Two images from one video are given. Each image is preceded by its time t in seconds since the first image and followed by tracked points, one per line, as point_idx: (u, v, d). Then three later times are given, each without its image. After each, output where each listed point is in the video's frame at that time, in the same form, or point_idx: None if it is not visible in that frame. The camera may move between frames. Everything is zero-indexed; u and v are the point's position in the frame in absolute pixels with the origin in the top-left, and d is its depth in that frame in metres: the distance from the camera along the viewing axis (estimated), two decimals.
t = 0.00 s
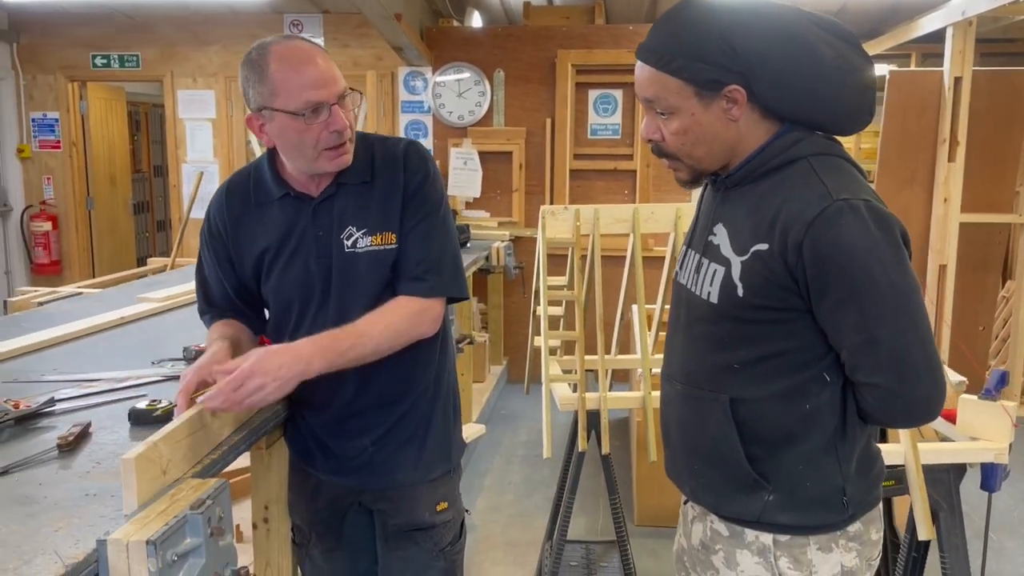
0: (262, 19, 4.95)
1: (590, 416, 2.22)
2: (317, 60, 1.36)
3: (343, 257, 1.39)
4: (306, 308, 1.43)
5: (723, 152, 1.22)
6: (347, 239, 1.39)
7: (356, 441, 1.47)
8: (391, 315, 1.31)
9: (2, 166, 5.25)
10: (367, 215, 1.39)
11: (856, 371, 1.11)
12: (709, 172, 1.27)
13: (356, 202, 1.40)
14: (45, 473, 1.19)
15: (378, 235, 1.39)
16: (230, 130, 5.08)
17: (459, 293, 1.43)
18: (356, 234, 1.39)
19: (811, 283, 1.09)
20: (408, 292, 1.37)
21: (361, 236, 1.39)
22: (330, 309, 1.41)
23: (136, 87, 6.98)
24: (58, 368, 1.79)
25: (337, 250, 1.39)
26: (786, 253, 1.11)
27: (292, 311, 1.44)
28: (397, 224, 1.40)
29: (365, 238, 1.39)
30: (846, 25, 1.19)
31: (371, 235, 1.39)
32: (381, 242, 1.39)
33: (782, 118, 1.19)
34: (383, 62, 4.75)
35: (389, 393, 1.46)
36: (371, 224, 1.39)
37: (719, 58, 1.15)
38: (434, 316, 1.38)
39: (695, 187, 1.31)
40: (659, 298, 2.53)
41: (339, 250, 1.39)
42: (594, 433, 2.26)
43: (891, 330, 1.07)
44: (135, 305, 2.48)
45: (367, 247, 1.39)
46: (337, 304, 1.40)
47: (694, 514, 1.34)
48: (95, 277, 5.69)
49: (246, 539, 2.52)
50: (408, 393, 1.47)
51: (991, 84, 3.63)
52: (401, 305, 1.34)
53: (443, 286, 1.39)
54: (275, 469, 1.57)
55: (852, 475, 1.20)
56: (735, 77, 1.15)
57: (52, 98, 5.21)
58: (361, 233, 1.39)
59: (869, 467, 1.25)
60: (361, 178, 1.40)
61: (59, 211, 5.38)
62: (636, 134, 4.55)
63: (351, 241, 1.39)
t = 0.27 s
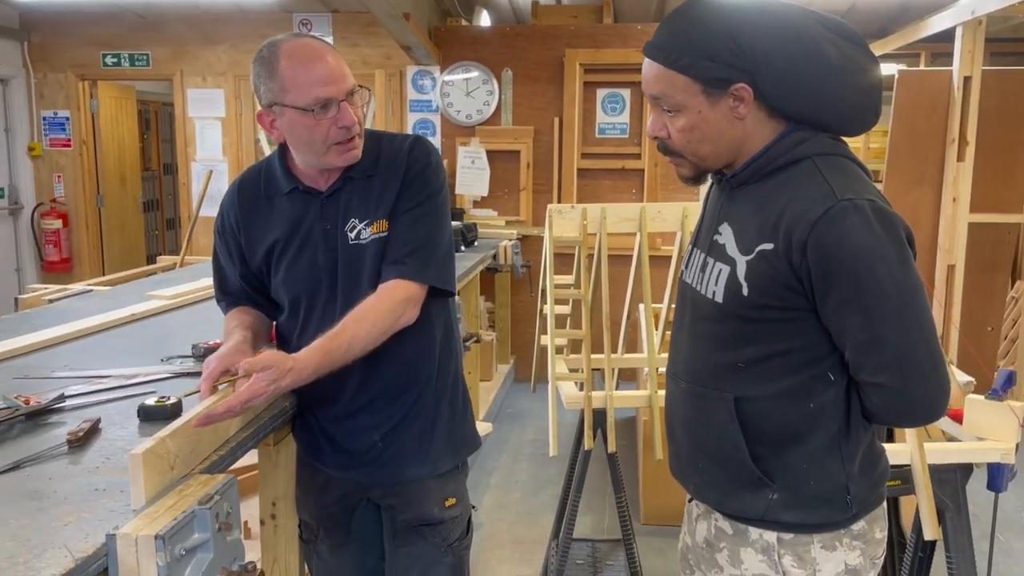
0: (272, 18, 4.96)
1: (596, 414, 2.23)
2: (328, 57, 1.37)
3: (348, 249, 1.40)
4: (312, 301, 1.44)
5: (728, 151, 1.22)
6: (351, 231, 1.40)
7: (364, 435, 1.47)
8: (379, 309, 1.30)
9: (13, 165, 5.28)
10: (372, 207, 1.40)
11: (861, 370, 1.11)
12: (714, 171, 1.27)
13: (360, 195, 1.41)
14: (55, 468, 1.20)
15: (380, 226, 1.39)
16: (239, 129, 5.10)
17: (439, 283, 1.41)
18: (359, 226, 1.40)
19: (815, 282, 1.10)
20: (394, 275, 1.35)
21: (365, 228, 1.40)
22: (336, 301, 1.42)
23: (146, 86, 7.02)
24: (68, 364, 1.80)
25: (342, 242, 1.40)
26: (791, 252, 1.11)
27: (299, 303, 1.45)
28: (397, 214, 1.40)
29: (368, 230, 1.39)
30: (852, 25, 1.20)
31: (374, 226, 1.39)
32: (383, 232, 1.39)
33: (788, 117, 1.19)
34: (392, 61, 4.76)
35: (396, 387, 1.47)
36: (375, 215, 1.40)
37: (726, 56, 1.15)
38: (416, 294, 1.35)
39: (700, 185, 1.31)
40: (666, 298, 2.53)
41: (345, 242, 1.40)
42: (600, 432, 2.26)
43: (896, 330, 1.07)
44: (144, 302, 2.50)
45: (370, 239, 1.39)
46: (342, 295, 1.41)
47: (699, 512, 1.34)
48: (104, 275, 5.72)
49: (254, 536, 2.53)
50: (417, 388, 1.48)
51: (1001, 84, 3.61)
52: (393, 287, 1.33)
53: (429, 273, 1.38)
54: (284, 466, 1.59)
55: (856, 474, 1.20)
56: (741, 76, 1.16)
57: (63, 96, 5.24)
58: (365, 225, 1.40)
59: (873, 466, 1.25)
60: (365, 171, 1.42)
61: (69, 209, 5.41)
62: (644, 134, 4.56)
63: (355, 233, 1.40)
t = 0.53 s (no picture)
0: (279, 17, 4.98)
1: (601, 414, 2.23)
2: (333, 59, 1.37)
3: (355, 248, 1.41)
4: (319, 298, 1.45)
5: (733, 151, 1.22)
6: (357, 229, 1.41)
7: (370, 433, 1.48)
8: (386, 309, 1.30)
9: (21, 164, 5.31)
10: (380, 205, 1.41)
11: (865, 371, 1.11)
12: (718, 171, 1.27)
13: (367, 193, 1.42)
14: (64, 466, 1.21)
15: (386, 225, 1.40)
16: (246, 128, 5.11)
17: (447, 281, 1.41)
18: (365, 225, 1.40)
19: (820, 282, 1.10)
20: (400, 276, 1.36)
21: (371, 226, 1.40)
22: (343, 299, 1.42)
23: (154, 86, 7.04)
24: (76, 363, 1.81)
25: (349, 241, 1.41)
26: (796, 252, 1.11)
27: (306, 301, 1.46)
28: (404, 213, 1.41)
29: (375, 229, 1.40)
30: (857, 26, 1.20)
31: (380, 225, 1.40)
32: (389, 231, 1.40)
33: (793, 117, 1.19)
34: (398, 61, 4.76)
35: (403, 386, 1.47)
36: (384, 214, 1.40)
37: (731, 56, 1.15)
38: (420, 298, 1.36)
39: (705, 185, 1.31)
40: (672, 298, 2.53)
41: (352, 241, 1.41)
42: (605, 431, 2.27)
43: (901, 330, 1.07)
44: (151, 301, 2.51)
45: (377, 237, 1.40)
46: (348, 293, 1.42)
47: (703, 512, 1.34)
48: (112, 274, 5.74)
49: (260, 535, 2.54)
50: (423, 386, 1.48)
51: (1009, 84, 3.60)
52: (399, 288, 1.34)
53: (435, 273, 1.38)
54: (290, 464, 1.60)
55: (861, 474, 1.20)
56: (747, 76, 1.16)
57: (71, 95, 5.26)
58: (373, 223, 1.40)
59: (878, 466, 1.25)
60: (372, 171, 1.42)
61: (77, 208, 5.43)
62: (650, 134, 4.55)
63: (362, 232, 1.40)
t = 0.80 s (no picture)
0: (284, 18, 4.98)
1: (605, 414, 2.23)
2: (339, 60, 1.37)
3: (362, 248, 1.41)
4: (324, 296, 1.45)
5: (738, 151, 1.22)
6: (365, 229, 1.41)
7: (375, 433, 1.48)
8: (421, 317, 1.33)
9: (27, 163, 5.32)
10: (388, 206, 1.41)
11: (870, 371, 1.11)
12: (724, 171, 1.27)
13: (376, 194, 1.42)
14: (70, 465, 1.21)
15: (397, 227, 1.40)
16: (251, 128, 5.12)
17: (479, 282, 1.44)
18: (374, 225, 1.40)
19: (825, 282, 1.10)
20: (435, 286, 1.38)
21: (381, 227, 1.40)
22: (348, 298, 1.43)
23: (159, 86, 7.06)
24: (82, 362, 1.82)
25: (357, 241, 1.41)
26: (801, 253, 1.11)
27: (311, 298, 1.46)
28: (416, 217, 1.41)
29: (385, 230, 1.40)
30: (863, 26, 1.20)
31: (391, 227, 1.40)
32: (400, 234, 1.40)
33: (798, 117, 1.19)
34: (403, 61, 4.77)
35: (408, 387, 1.48)
36: (392, 215, 1.41)
37: (736, 57, 1.15)
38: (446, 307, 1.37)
39: (710, 185, 1.31)
40: (677, 298, 2.53)
41: (358, 241, 1.41)
42: (610, 432, 2.26)
43: (907, 331, 1.07)
44: (157, 301, 2.52)
45: (387, 239, 1.40)
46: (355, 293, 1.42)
47: (707, 512, 1.34)
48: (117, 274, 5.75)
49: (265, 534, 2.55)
50: (429, 387, 1.49)
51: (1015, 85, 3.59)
52: (429, 300, 1.36)
53: (469, 278, 1.41)
54: (295, 464, 1.60)
55: (865, 474, 1.20)
56: (752, 77, 1.16)
57: (77, 95, 5.28)
58: (381, 224, 1.40)
59: (882, 467, 1.25)
60: (380, 172, 1.42)
61: (83, 208, 5.44)
62: (655, 134, 4.55)
63: (370, 232, 1.40)
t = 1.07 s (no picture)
0: (288, 18, 4.99)
1: (608, 415, 2.23)
2: (315, 89, 1.29)
3: (367, 249, 1.42)
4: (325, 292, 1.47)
5: (741, 152, 1.22)
6: (372, 230, 1.42)
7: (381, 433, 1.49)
8: (481, 331, 1.42)
9: (32, 164, 5.34)
10: (396, 209, 1.42)
11: (873, 371, 1.11)
12: (727, 171, 1.27)
13: (383, 197, 1.42)
14: (75, 464, 1.22)
15: (406, 232, 1.41)
16: (255, 129, 5.13)
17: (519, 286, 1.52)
18: (381, 227, 1.42)
19: (828, 283, 1.10)
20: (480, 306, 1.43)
21: (388, 231, 1.41)
22: (349, 295, 1.44)
23: (163, 86, 7.08)
24: (87, 361, 1.82)
25: (362, 242, 1.42)
26: (803, 252, 1.11)
27: (316, 294, 1.49)
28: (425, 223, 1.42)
29: (392, 233, 1.41)
30: (868, 27, 1.20)
31: (399, 231, 1.41)
32: (408, 238, 1.41)
33: (802, 118, 1.19)
34: (407, 62, 4.82)
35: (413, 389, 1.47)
36: (399, 219, 1.42)
37: (740, 57, 1.15)
38: (482, 337, 1.41)
39: (714, 185, 1.31)
40: (680, 298, 2.53)
41: (363, 241, 1.42)
42: (613, 432, 2.27)
43: (908, 331, 1.07)
44: (161, 301, 2.52)
45: (394, 242, 1.41)
46: (359, 292, 1.44)
47: (710, 512, 1.34)
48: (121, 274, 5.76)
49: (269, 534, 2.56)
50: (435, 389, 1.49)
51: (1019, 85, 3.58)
52: (478, 323, 1.42)
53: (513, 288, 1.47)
54: (298, 463, 1.55)
55: (868, 475, 1.20)
56: (755, 77, 1.16)
57: (82, 96, 5.29)
58: (387, 226, 1.42)
59: (885, 468, 1.25)
60: (387, 175, 1.43)
61: (87, 208, 5.45)
62: (658, 134, 4.55)
63: (376, 233, 1.42)
